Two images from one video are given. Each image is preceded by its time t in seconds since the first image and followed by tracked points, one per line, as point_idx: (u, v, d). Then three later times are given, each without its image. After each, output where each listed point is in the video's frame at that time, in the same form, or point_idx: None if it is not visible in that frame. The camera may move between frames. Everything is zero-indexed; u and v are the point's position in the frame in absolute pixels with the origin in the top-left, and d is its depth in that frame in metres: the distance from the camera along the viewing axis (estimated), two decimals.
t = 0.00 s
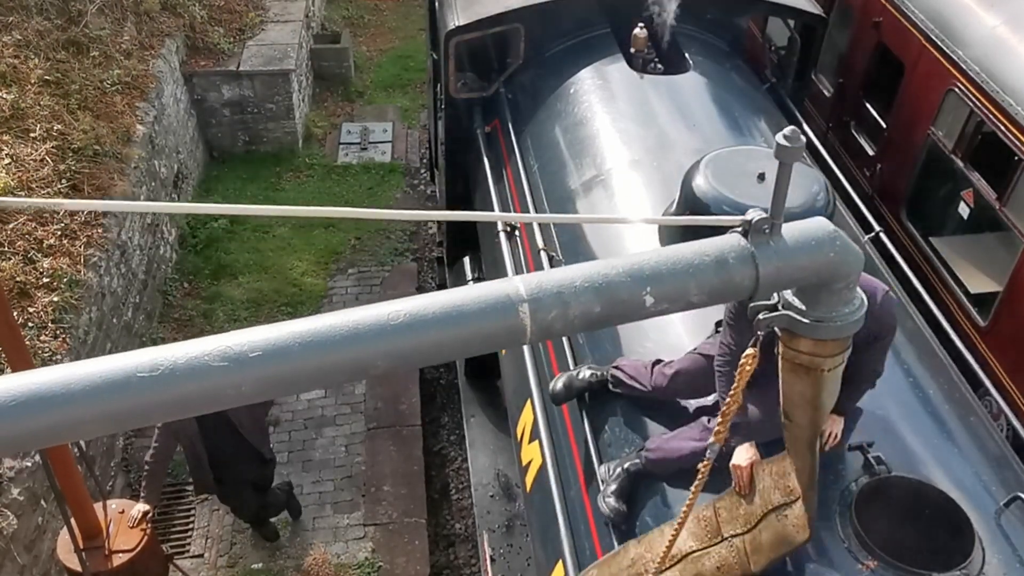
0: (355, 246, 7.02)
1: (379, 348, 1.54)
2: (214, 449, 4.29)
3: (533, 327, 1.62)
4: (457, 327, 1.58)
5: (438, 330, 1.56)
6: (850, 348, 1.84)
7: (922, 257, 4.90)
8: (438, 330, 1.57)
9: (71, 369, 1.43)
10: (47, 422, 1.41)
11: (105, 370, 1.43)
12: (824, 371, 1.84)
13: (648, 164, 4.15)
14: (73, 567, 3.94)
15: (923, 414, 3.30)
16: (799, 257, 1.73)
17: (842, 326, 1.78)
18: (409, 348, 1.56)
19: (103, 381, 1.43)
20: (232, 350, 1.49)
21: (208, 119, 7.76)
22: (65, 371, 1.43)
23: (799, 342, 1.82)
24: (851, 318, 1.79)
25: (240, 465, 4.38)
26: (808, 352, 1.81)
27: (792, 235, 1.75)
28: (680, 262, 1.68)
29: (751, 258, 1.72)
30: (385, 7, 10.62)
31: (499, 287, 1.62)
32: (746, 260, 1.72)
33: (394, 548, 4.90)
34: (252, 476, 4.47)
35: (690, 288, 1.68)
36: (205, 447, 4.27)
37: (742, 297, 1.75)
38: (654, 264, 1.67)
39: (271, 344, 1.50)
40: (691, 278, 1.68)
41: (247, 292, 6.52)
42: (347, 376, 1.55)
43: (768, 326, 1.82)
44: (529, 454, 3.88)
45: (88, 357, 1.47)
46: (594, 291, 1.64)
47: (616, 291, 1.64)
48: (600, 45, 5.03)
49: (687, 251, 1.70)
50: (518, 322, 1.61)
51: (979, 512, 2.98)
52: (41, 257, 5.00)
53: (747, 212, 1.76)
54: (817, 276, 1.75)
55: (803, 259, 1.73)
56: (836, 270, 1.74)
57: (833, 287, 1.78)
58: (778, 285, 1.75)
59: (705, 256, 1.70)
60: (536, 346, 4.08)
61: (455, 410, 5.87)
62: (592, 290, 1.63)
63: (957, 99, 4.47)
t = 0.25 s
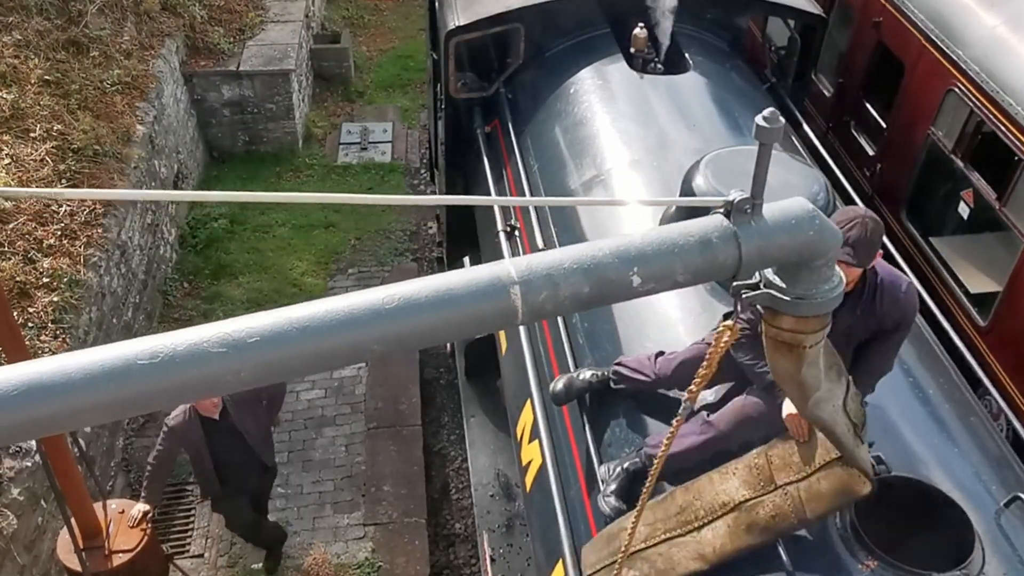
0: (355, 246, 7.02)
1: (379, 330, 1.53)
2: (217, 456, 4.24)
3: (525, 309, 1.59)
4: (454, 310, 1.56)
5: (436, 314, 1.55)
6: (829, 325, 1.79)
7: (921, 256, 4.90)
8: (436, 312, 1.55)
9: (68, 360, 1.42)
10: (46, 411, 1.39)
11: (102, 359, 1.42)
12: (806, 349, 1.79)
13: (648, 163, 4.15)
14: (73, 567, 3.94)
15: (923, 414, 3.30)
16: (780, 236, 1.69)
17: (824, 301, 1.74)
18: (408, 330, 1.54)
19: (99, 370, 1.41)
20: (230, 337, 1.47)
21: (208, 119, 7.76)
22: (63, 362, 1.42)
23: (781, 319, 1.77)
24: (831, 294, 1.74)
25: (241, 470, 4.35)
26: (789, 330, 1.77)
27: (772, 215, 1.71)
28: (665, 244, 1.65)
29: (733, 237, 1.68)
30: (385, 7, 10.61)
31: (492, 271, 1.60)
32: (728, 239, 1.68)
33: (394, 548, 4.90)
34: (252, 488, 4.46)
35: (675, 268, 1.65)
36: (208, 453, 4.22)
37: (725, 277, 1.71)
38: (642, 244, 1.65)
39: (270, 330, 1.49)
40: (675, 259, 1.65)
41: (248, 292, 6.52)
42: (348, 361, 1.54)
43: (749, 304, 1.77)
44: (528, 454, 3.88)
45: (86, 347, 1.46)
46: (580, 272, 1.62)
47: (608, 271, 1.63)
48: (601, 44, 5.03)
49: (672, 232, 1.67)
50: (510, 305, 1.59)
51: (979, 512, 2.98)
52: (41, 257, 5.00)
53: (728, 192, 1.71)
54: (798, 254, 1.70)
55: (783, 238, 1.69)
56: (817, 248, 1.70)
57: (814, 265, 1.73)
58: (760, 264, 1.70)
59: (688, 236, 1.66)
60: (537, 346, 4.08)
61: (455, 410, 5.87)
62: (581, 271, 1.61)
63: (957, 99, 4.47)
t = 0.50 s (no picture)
0: (355, 246, 7.02)
1: (369, 314, 1.73)
2: (219, 466, 4.13)
3: (512, 290, 1.82)
4: (442, 293, 1.77)
5: (423, 297, 1.75)
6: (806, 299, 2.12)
7: (921, 256, 4.89)
8: (423, 295, 1.75)
9: (78, 347, 1.57)
10: (58, 394, 1.54)
11: (112, 345, 1.58)
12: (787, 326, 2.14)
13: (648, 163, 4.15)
14: (72, 567, 3.94)
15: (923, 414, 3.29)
16: (759, 215, 1.97)
17: (806, 276, 2.04)
18: (396, 314, 1.74)
19: (109, 355, 1.57)
20: (231, 322, 1.65)
21: (208, 119, 7.76)
22: (74, 348, 1.57)
23: (762, 296, 2.09)
24: (811, 270, 2.05)
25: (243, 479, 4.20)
26: (771, 306, 2.10)
27: (752, 195, 1.98)
28: (648, 227, 1.91)
29: (715, 218, 1.95)
30: (385, 7, 10.61)
31: (475, 257, 1.82)
32: (710, 220, 1.95)
33: (394, 548, 4.90)
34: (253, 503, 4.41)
35: (659, 248, 1.91)
36: (212, 466, 4.11)
37: (708, 254, 1.98)
38: (618, 230, 1.90)
39: (267, 315, 1.67)
40: (658, 240, 1.90)
41: (248, 292, 6.52)
42: (341, 342, 1.73)
43: (733, 282, 2.08)
44: (528, 454, 3.88)
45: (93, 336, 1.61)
46: (567, 254, 1.85)
47: (582, 255, 1.87)
48: (601, 44, 5.03)
49: (656, 215, 1.93)
50: (497, 286, 1.81)
51: (980, 512, 2.98)
52: (41, 257, 5.00)
53: (710, 176, 1.98)
54: (777, 233, 1.98)
55: (762, 216, 1.97)
56: (794, 226, 1.99)
57: (791, 241, 2.02)
58: (741, 241, 1.98)
59: (667, 220, 1.93)
60: (537, 346, 4.08)
61: (455, 410, 5.88)
62: (567, 253, 1.85)
63: (957, 99, 4.47)
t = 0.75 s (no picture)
0: (355, 247, 7.02)
1: (365, 293, 1.68)
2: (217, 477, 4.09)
3: (502, 267, 1.79)
4: (436, 270, 1.73)
5: (419, 274, 1.71)
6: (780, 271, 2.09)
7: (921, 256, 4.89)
8: (417, 272, 1.71)
9: (66, 335, 1.51)
10: (51, 384, 1.48)
11: (103, 331, 1.52)
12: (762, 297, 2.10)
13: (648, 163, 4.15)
14: (72, 567, 3.94)
15: (923, 415, 3.29)
16: (733, 189, 1.96)
17: (774, 249, 2.03)
18: (389, 293, 1.70)
19: (101, 341, 1.51)
20: (224, 305, 1.59)
21: (208, 119, 7.76)
22: (62, 337, 1.51)
23: (736, 269, 2.06)
24: (781, 243, 2.04)
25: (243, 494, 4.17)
26: (746, 278, 2.06)
27: (725, 171, 1.97)
28: (632, 201, 1.88)
29: (690, 192, 1.93)
30: (385, 7, 10.61)
31: (467, 233, 1.78)
32: (687, 194, 1.93)
33: (394, 548, 4.90)
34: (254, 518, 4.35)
35: (639, 223, 1.89)
36: (209, 478, 4.08)
37: (684, 229, 1.97)
38: (604, 205, 1.87)
39: (261, 297, 1.61)
40: (639, 215, 1.88)
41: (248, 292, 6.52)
42: (335, 323, 1.68)
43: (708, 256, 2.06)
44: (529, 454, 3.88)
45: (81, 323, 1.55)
46: (553, 231, 1.82)
47: (573, 229, 1.83)
48: (601, 44, 5.03)
49: (635, 190, 1.90)
50: (488, 263, 1.77)
51: (980, 512, 2.98)
52: (41, 257, 5.00)
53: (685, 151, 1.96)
54: (749, 207, 1.98)
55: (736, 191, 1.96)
56: (765, 199, 1.98)
57: (761, 216, 2.02)
58: (717, 215, 1.97)
59: (648, 194, 1.90)
60: (537, 346, 4.08)
61: (455, 410, 5.88)
62: (552, 230, 1.82)
63: (957, 98, 4.47)
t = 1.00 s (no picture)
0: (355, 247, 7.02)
1: (355, 274, 1.73)
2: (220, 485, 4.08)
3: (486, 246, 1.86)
4: (424, 251, 1.79)
5: (407, 255, 1.77)
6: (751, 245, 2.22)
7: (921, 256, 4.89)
8: (405, 253, 1.77)
9: (62, 322, 1.52)
10: (50, 371, 1.48)
11: (99, 318, 1.53)
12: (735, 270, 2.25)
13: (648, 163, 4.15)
14: (72, 567, 3.94)
15: (924, 415, 3.28)
16: (706, 166, 2.05)
17: (744, 225, 2.14)
18: (380, 272, 1.75)
19: (98, 327, 1.52)
20: (219, 289, 1.62)
21: (208, 119, 7.76)
22: (58, 325, 1.51)
23: (710, 244, 2.18)
24: (753, 218, 2.15)
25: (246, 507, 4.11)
26: (719, 254, 2.19)
27: (698, 148, 2.07)
28: (608, 181, 1.98)
29: (665, 170, 2.04)
30: (385, 7, 10.62)
31: (451, 215, 1.85)
32: (662, 172, 2.03)
33: (394, 548, 4.90)
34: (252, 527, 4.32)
35: (616, 200, 1.98)
36: (207, 486, 4.04)
37: (660, 206, 2.07)
38: (581, 184, 1.96)
39: (255, 281, 1.65)
40: (615, 193, 1.98)
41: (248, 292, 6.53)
42: (327, 304, 1.73)
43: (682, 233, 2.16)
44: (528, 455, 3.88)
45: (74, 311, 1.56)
46: (534, 210, 1.90)
47: (553, 208, 1.92)
48: (600, 44, 5.03)
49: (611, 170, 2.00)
50: (472, 243, 1.84)
51: (980, 512, 2.98)
52: (41, 257, 5.00)
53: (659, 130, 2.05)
54: (723, 182, 2.08)
55: (709, 167, 2.06)
56: (737, 175, 2.08)
57: (733, 192, 2.12)
58: (689, 193, 2.07)
59: (623, 173, 2.00)
60: (537, 346, 4.07)
61: (455, 410, 5.88)
62: (534, 209, 1.90)
63: (957, 99, 4.47)
